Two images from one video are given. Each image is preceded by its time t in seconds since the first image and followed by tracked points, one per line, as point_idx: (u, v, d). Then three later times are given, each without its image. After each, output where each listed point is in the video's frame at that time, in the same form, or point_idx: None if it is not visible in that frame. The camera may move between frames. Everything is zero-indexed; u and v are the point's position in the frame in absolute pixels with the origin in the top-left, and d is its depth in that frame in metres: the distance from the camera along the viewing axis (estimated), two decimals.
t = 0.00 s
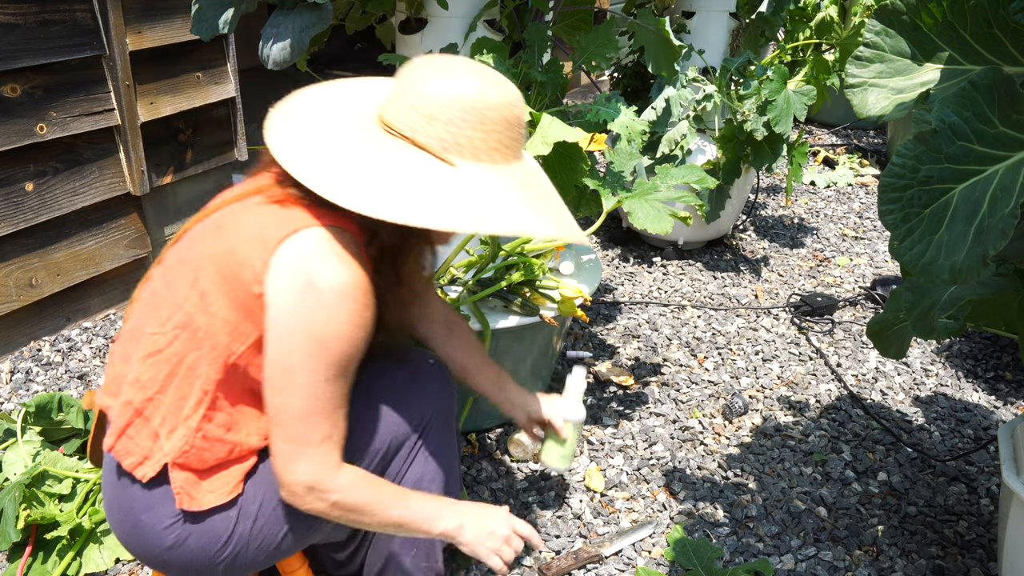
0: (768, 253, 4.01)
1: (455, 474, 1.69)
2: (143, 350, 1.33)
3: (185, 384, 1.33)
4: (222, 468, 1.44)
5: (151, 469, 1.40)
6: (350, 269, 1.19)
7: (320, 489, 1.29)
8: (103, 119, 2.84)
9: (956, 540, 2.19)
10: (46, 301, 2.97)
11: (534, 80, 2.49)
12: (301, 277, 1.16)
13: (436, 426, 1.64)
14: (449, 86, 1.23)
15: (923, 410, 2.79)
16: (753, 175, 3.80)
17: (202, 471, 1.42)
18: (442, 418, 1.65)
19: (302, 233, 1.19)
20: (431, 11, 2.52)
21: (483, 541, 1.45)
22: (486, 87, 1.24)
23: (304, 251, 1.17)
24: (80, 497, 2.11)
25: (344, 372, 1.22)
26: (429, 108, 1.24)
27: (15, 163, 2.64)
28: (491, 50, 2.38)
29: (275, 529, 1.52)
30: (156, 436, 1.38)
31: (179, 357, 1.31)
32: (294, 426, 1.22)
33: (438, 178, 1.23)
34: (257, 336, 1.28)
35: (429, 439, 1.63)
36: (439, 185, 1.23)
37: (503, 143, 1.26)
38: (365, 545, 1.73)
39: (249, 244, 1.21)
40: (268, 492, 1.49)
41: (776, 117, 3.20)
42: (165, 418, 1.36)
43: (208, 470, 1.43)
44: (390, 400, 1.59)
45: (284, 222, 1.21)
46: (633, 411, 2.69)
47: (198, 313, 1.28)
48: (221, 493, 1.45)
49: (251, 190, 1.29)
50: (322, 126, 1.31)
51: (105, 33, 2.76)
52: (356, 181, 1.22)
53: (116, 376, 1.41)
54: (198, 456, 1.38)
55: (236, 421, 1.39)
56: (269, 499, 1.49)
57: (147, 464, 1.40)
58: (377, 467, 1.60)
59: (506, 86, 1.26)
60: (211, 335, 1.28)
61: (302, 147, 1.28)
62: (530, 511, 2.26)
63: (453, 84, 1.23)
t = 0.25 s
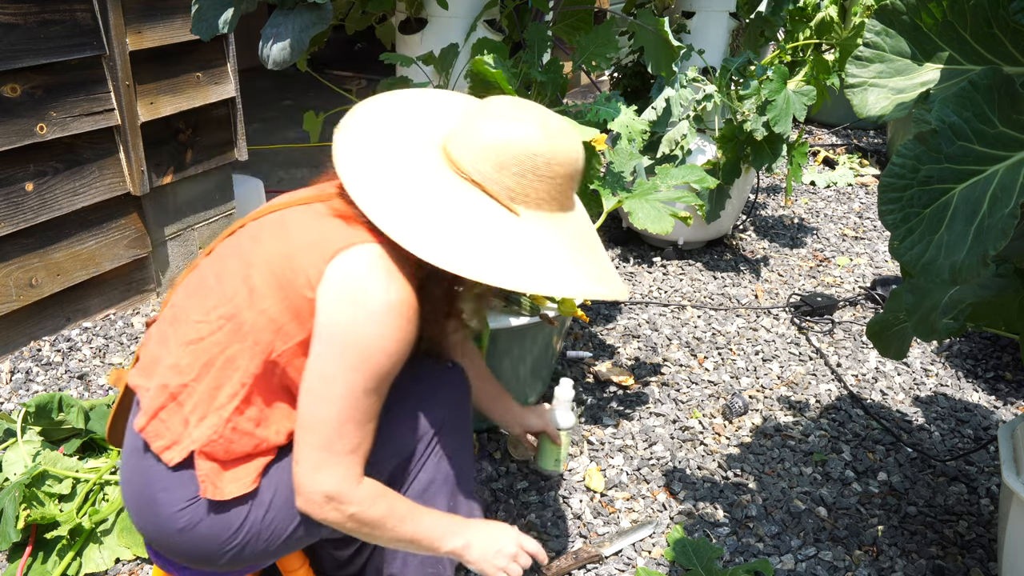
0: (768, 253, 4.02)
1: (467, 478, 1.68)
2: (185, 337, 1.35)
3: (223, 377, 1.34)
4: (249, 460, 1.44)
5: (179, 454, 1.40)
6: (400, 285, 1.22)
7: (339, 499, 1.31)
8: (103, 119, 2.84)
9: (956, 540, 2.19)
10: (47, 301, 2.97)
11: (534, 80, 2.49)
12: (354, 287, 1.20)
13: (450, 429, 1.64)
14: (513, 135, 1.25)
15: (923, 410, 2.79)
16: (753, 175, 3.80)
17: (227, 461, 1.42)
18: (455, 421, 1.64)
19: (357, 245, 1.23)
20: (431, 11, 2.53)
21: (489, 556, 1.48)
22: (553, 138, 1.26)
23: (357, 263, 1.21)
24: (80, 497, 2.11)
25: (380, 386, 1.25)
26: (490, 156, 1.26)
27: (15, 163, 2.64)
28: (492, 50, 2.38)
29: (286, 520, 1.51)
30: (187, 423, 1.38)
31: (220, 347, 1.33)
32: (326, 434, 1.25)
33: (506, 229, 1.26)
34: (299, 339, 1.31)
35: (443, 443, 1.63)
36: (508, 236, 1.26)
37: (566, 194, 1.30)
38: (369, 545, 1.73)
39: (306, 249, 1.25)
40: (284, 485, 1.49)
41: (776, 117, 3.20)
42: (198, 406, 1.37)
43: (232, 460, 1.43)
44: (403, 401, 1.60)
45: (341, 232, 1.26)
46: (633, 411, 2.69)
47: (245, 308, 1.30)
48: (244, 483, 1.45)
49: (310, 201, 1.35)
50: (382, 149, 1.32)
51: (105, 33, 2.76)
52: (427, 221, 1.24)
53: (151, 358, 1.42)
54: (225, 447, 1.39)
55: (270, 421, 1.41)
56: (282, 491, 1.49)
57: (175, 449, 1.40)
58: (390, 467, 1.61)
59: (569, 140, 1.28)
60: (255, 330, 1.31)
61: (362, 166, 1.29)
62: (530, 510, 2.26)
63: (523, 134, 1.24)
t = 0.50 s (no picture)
0: (768, 253, 4.02)
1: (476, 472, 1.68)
2: (200, 339, 1.37)
3: (239, 379, 1.35)
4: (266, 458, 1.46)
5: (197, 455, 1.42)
6: (418, 287, 1.25)
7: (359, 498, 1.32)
8: (103, 119, 2.84)
9: (956, 540, 2.19)
10: (47, 301, 2.97)
11: (534, 80, 2.49)
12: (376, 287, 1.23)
13: (459, 421, 1.64)
14: (537, 131, 1.30)
15: (923, 410, 2.79)
16: (753, 175, 3.80)
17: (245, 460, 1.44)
18: (464, 414, 1.64)
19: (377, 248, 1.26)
20: (431, 11, 2.53)
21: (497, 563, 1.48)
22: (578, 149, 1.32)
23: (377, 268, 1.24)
24: (80, 497, 2.11)
25: (399, 386, 1.27)
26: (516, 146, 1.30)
27: (15, 163, 2.64)
28: (491, 50, 2.38)
29: (300, 513, 1.51)
30: (204, 424, 1.40)
31: (237, 349, 1.34)
32: (350, 432, 1.26)
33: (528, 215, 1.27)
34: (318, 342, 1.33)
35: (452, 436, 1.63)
36: (528, 220, 1.27)
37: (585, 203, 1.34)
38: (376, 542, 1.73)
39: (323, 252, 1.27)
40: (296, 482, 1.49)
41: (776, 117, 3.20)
42: (216, 407, 1.38)
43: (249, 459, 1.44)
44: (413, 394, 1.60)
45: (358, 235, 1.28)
46: (633, 410, 2.69)
47: (262, 310, 1.32)
48: (261, 479, 1.46)
49: (325, 199, 1.36)
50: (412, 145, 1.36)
51: (105, 33, 2.77)
52: (451, 195, 1.26)
53: (166, 358, 1.43)
54: (242, 448, 1.40)
55: (286, 422, 1.43)
56: (296, 484, 1.49)
57: (192, 450, 1.42)
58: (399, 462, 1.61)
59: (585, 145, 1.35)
60: (272, 333, 1.32)
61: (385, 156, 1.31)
62: (530, 510, 2.26)
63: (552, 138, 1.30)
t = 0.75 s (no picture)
0: (768, 253, 4.02)
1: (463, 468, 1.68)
2: (184, 340, 1.37)
3: (223, 380, 1.36)
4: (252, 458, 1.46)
5: (182, 456, 1.42)
6: (406, 294, 1.25)
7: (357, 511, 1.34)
8: (103, 119, 2.84)
9: (956, 540, 2.19)
10: (47, 301, 2.97)
11: (534, 80, 2.49)
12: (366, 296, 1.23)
13: (446, 420, 1.64)
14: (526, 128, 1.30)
15: (923, 410, 2.79)
16: (753, 175, 3.80)
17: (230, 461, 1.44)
18: (452, 410, 1.65)
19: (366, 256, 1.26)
20: (431, 11, 2.53)
21: None
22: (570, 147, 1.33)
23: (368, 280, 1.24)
24: (80, 497, 2.11)
25: (391, 395, 1.28)
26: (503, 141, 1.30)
27: (15, 163, 2.64)
28: (491, 50, 2.37)
29: (287, 510, 1.53)
30: (188, 425, 1.40)
31: (221, 351, 1.34)
32: (347, 443, 1.27)
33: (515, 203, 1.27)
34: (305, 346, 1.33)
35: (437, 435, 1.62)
36: (515, 208, 1.27)
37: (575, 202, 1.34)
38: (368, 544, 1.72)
39: (309, 258, 1.28)
40: (284, 478, 1.50)
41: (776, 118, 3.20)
42: (200, 408, 1.38)
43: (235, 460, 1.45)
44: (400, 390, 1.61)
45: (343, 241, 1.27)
46: (634, 411, 2.69)
47: (245, 312, 1.32)
48: (248, 477, 1.46)
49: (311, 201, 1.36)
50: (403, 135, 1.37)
51: (105, 33, 2.77)
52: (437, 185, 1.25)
53: (151, 359, 1.43)
54: (227, 448, 1.41)
55: (271, 425, 1.44)
56: (284, 481, 1.50)
57: (177, 450, 1.42)
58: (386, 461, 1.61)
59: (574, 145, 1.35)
60: (256, 336, 1.32)
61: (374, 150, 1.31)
62: (530, 510, 2.26)
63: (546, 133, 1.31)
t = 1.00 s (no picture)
0: (768, 253, 4.02)
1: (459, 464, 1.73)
2: (169, 354, 1.37)
3: (210, 393, 1.36)
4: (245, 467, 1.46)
5: (173, 470, 1.42)
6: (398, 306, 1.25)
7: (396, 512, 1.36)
8: (103, 119, 2.84)
9: (956, 540, 2.19)
10: (46, 301, 2.97)
11: (534, 80, 2.49)
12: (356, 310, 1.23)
13: (438, 416, 1.68)
14: (507, 131, 1.29)
15: (923, 410, 2.79)
16: (753, 175, 3.80)
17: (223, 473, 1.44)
18: (444, 407, 1.68)
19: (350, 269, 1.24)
20: (431, 11, 2.52)
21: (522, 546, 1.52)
22: (547, 146, 1.31)
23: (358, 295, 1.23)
24: (80, 497, 2.11)
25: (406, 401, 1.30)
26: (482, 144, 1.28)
27: (15, 163, 2.64)
28: (492, 50, 2.37)
29: (285, 514, 1.53)
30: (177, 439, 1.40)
31: (207, 364, 1.34)
32: (380, 455, 1.30)
33: (490, 213, 1.26)
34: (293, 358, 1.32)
35: (431, 431, 1.67)
36: (494, 219, 1.26)
37: (553, 201, 1.32)
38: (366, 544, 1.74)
39: (291, 271, 1.26)
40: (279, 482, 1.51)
41: (776, 118, 3.20)
42: (188, 422, 1.38)
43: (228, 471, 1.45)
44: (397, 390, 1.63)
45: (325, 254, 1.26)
46: (634, 411, 2.69)
47: (232, 325, 1.31)
48: (245, 483, 1.46)
49: (284, 208, 1.32)
50: (374, 136, 1.34)
51: (105, 33, 2.77)
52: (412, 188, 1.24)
53: (136, 371, 1.43)
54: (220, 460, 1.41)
55: (260, 436, 1.44)
56: (280, 485, 1.51)
57: (168, 464, 1.42)
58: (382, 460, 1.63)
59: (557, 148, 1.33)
60: (243, 349, 1.31)
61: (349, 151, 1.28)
62: (530, 510, 2.26)
63: (518, 134, 1.29)
